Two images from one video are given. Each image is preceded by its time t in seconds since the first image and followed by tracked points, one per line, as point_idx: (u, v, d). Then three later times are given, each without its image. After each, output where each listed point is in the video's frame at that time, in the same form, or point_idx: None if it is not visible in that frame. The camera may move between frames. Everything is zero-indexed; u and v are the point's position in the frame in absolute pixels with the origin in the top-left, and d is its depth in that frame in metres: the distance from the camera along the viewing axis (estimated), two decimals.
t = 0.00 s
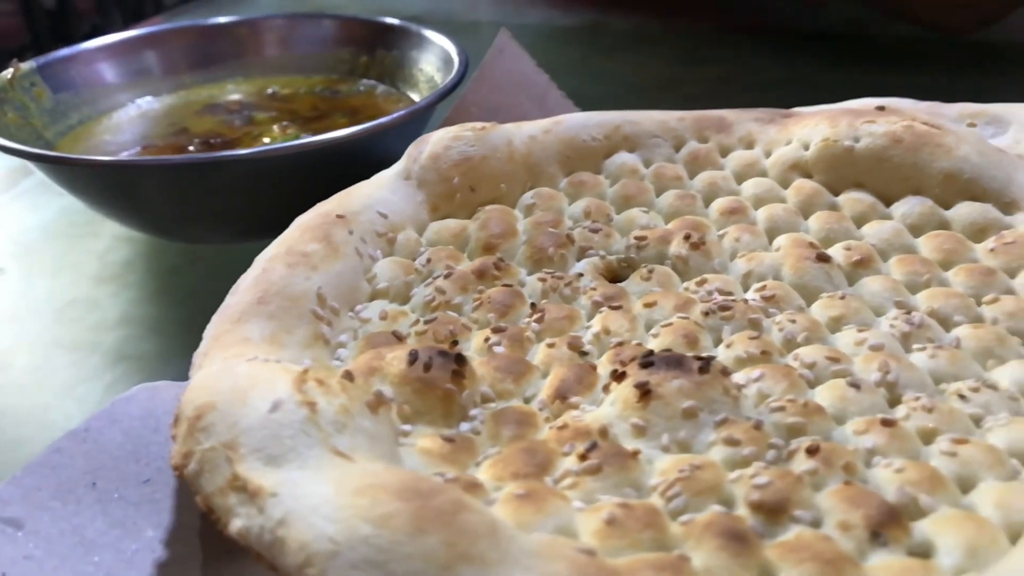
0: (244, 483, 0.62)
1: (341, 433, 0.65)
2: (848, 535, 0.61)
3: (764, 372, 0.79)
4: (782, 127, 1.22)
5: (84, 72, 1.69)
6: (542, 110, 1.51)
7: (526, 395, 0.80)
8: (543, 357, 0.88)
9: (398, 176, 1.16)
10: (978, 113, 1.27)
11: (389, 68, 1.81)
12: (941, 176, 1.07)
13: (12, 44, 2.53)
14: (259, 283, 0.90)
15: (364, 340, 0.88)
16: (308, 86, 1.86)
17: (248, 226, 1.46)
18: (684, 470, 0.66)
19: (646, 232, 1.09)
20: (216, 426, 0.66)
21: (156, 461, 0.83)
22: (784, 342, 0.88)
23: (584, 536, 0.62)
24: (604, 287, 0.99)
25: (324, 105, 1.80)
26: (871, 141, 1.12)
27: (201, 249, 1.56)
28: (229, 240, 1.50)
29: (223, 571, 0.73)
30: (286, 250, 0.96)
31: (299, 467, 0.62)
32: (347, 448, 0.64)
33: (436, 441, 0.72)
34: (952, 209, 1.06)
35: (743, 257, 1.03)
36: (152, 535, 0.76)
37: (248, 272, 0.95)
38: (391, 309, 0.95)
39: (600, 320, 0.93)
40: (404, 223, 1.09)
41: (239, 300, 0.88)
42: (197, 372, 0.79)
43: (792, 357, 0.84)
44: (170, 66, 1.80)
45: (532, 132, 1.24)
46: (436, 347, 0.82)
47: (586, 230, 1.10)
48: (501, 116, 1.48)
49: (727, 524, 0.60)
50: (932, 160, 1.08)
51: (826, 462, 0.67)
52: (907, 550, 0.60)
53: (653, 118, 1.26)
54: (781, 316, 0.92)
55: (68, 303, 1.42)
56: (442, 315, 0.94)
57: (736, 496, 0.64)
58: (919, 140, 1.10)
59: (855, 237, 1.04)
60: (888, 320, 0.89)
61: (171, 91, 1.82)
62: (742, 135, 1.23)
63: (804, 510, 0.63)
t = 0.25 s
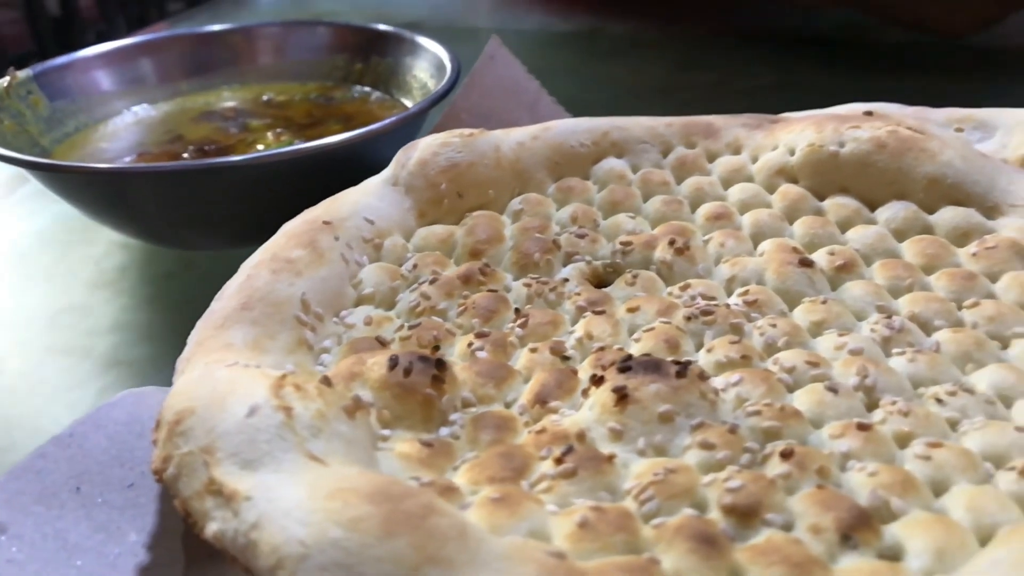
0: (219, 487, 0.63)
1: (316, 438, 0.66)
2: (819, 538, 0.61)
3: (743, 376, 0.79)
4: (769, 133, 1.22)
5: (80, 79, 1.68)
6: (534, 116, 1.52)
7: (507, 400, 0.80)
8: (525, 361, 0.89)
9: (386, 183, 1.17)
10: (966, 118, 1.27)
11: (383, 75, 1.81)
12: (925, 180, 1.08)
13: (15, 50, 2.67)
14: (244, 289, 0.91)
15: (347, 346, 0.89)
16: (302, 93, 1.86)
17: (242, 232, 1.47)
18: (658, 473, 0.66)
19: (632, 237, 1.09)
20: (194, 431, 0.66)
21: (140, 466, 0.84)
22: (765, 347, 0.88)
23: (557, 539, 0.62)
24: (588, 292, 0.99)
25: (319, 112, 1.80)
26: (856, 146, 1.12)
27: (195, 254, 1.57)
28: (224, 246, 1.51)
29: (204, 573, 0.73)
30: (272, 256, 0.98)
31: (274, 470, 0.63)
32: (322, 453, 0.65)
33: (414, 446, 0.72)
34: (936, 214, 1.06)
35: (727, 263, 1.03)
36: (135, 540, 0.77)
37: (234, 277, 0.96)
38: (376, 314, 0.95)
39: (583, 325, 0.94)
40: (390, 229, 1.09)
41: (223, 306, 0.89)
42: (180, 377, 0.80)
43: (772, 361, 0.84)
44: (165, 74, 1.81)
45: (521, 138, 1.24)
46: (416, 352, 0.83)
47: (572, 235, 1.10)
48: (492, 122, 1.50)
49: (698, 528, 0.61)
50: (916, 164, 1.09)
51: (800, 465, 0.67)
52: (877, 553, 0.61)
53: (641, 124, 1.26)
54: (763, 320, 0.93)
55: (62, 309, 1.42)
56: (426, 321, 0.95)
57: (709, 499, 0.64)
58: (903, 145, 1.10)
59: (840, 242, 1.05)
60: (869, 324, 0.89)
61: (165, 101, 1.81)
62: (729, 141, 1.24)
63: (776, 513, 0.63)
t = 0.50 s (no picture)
0: (200, 491, 0.64)
1: (296, 442, 0.67)
2: (795, 541, 0.61)
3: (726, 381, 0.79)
4: (758, 138, 1.23)
5: (76, 87, 1.68)
6: (526, 122, 1.52)
7: (491, 405, 0.80)
8: (511, 366, 0.89)
9: (376, 189, 1.17)
10: (955, 122, 1.27)
11: (378, 81, 1.82)
12: (912, 185, 1.08)
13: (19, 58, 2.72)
14: (230, 295, 0.92)
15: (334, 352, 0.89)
16: (298, 100, 1.86)
17: (237, 238, 1.46)
18: (637, 477, 0.67)
19: (620, 242, 1.10)
20: (177, 436, 0.67)
21: (127, 471, 0.84)
22: (749, 351, 0.88)
23: (534, 543, 0.63)
24: (575, 297, 1.00)
25: (314, 119, 1.80)
26: (843, 151, 1.12)
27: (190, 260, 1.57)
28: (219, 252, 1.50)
29: None
30: (259, 262, 0.98)
31: (251, 475, 0.64)
32: (300, 457, 0.66)
33: (397, 450, 0.73)
34: (923, 218, 1.06)
35: (714, 268, 1.04)
36: (120, 543, 0.77)
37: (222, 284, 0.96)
38: (363, 320, 0.96)
39: (569, 330, 0.94)
40: (379, 235, 1.10)
41: (210, 312, 0.90)
42: (165, 382, 0.81)
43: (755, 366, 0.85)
44: (161, 81, 1.81)
45: (511, 143, 1.25)
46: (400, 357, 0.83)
47: (561, 240, 1.11)
48: (483, 128, 1.50)
49: (674, 531, 0.61)
50: (903, 169, 1.09)
51: (779, 469, 0.67)
52: (853, 556, 0.61)
53: (632, 130, 1.27)
54: (748, 325, 0.93)
55: (56, 315, 1.43)
56: (413, 326, 0.95)
57: (687, 503, 0.65)
58: (890, 150, 1.11)
59: (827, 246, 1.05)
60: (854, 329, 0.90)
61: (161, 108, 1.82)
62: (719, 146, 1.24)
63: (752, 517, 0.63)
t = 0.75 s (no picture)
0: (188, 485, 0.65)
1: (283, 436, 0.69)
2: (773, 535, 0.62)
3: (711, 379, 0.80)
4: (751, 139, 1.23)
5: (79, 90, 1.70)
6: (521, 123, 1.54)
7: (480, 402, 0.81)
8: (500, 364, 0.90)
9: (371, 190, 1.18)
10: (948, 122, 1.28)
11: (377, 84, 1.83)
12: (902, 185, 1.09)
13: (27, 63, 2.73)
14: (224, 294, 0.93)
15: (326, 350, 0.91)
16: (299, 102, 1.87)
17: (237, 239, 1.48)
18: (619, 472, 0.67)
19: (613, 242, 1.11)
20: (167, 431, 0.68)
21: (122, 466, 0.86)
22: (737, 349, 0.89)
23: (516, 536, 0.64)
24: (567, 296, 1.00)
25: (314, 121, 1.81)
26: (834, 151, 1.13)
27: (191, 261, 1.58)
28: (220, 253, 1.52)
29: (179, 570, 0.75)
30: (253, 262, 0.99)
31: (240, 469, 0.66)
32: (287, 452, 0.68)
33: (384, 446, 0.74)
34: (912, 218, 1.07)
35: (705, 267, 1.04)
36: (114, 537, 0.79)
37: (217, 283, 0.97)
38: (356, 319, 0.97)
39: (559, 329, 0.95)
40: (373, 235, 1.11)
41: (204, 311, 0.91)
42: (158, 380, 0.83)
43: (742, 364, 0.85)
44: (162, 84, 1.83)
45: (506, 145, 1.25)
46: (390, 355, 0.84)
47: (554, 240, 1.11)
48: (479, 129, 1.51)
49: (653, 525, 0.62)
50: (893, 169, 1.10)
51: (760, 465, 0.68)
52: (830, 550, 0.62)
53: (626, 131, 1.27)
54: (737, 324, 0.94)
55: (58, 315, 1.44)
56: (405, 325, 0.96)
57: (668, 498, 0.66)
58: (880, 150, 1.12)
59: (817, 246, 1.06)
60: (841, 327, 0.90)
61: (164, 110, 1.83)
62: (712, 147, 1.24)
63: (732, 511, 0.64)
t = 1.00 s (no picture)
0: (183, 476, 0.67)
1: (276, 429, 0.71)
2: (753, 529, 0.64)
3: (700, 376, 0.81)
4: (749, 141, 1.24)
5: (90, 92, 1.73)
6: (523, 126, 1.55)
7: (473, 399, 0.82)
8: (494, 362, 0.92)
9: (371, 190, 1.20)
10: (946, 124, 1.28)
11: (383, 86, 1.85)
12: (895, 186, 1.10)
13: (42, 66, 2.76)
14: (224, 292, 0.95)
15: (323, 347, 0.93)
16: (306, 104, 1.89)
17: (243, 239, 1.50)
18: (604, 467, 0.69)
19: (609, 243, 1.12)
20: (163, 424, 0.71)
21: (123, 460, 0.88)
22: (728, 348, 0.90)
23: (501, 528, 0.65)
24: (562, 296, 1.02)
25: (320, 122, 1.81)
26: (829, 153, 1.14)
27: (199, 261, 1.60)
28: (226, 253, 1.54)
29: (177, 560, 0.77)
30: (253, 261, 1.01)
31: (232, 461, 0.68)
32: (278, 444, 0.70)
33: (376, 441, 0.76)
34: (906, 219, 1.08)
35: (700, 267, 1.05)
36: (115, 529, 0.80)
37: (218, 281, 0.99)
38: (354, 317, 0.99)
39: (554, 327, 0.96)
40: (373, 235, 1.13)
41: (204, 309, 0.93)
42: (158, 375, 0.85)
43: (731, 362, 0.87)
44: (171, 87, 1.85)
45: (506, 146, 1.27)
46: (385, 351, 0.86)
47: (551, 241, 1.13)
48: (481, 131, 1.53)
49: (634, 518, 0.64)
50: (887, 171, 1.11)
51: (743, 460, 0.69)
52: (809, 544, 0.63)
53: (625, 133, 1.28)
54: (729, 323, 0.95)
55: (66, 314, 1.47)
56: (402, 323, 0.98)
57: (651, 492, 0.67)
58: (875, 151, 1.12)
59: (811, 247, 1.07)
60: (831, 327, 0.91)
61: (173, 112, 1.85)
62: (710, 148, 1.25)
63: (713, 506, 0.66)
